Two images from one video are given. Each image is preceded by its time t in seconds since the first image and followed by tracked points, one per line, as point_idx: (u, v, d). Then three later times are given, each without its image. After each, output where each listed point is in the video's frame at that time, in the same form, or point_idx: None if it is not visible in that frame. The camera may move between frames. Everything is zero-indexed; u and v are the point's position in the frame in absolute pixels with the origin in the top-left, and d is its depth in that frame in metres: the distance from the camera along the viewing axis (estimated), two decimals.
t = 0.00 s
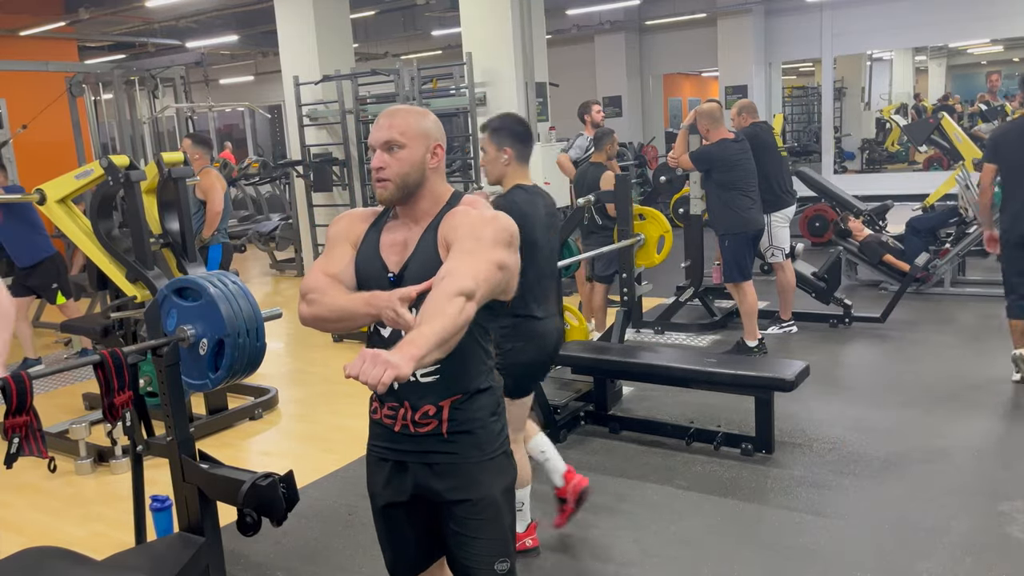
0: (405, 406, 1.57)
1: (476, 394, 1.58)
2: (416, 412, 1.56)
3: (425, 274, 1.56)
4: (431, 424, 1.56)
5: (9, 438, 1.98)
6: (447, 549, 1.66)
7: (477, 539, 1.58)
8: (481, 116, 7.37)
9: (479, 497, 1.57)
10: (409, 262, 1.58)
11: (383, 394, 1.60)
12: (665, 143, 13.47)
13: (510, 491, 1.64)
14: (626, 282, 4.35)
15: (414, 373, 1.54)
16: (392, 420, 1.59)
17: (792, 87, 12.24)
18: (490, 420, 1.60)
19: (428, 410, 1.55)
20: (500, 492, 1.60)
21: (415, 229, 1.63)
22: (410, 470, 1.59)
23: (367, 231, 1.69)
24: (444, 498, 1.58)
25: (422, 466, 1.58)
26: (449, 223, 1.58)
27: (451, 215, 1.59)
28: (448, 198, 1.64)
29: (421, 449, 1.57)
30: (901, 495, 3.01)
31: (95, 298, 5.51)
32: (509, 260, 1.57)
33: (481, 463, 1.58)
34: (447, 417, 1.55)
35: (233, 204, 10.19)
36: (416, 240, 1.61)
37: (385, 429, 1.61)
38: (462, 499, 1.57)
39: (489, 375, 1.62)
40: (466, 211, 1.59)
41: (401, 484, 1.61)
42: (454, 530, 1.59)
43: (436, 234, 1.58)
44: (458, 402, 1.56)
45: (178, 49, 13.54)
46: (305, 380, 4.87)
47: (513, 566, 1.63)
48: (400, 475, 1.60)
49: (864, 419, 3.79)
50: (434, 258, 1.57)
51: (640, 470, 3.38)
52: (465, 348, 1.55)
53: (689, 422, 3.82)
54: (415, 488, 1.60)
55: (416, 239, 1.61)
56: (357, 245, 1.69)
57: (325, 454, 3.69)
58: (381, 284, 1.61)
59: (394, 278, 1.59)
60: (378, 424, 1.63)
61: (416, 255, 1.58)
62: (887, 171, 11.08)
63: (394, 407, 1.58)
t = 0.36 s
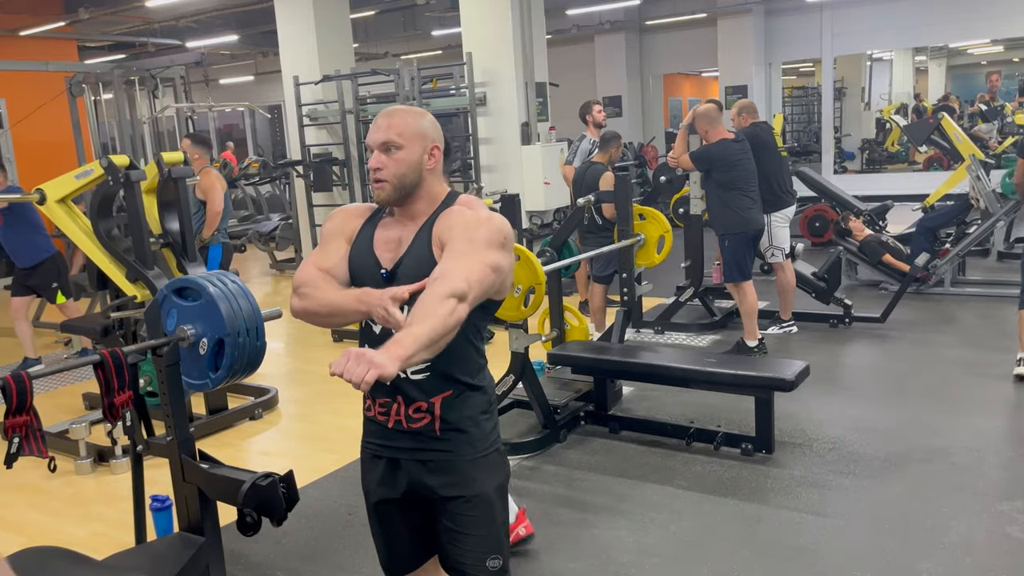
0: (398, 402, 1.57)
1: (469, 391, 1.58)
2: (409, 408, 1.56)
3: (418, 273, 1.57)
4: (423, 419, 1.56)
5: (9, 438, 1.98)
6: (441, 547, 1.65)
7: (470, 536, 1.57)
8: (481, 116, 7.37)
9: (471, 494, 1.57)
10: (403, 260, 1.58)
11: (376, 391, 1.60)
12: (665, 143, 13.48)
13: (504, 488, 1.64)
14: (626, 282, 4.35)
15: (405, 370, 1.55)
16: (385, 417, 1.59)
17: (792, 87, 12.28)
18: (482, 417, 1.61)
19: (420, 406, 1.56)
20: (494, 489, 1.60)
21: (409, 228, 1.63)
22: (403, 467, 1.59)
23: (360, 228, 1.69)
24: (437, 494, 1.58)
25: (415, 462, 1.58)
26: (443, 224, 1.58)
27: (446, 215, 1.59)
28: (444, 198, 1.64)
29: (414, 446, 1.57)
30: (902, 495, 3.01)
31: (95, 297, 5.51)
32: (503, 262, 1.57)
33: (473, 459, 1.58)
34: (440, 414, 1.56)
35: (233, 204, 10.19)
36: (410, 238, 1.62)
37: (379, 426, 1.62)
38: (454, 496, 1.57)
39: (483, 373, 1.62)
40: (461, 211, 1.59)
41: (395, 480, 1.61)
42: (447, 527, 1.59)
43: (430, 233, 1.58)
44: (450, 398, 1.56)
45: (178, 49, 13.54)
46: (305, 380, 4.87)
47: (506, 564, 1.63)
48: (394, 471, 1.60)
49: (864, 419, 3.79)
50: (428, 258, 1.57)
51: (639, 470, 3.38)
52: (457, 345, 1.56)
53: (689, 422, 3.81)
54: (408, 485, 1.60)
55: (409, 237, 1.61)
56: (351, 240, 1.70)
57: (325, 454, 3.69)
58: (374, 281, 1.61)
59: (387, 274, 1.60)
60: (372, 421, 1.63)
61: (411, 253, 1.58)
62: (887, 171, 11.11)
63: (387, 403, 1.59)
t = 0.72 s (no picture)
0: (401, 406, 1.59)
1: (474, 396, 1.57)
2: (411, 413, 1.57)
3: (432, 277, 1.55)
4: (425, 424, 1.56)
5: (9, 438, 1.98)
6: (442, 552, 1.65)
7: (466, 542, 1.57)
8: (481, 116, 7.37)
9: (469, 499, 1.57)
10: (413, 265, 1.58)
11: (380, 394, 1.62)
12: (666, 143, 13.47)
13: (505, 495, 1.63)
14: (626, 283, 4.36)
15: (410, 373, 1.56)
16: (388, 420, 1.61)
17: (792, 87, 12.30)
18: (486, 422, 1.59)
19: (423, 410, 1.56)
20: (494, 494, 1.60)
21: (420, 233, 1.61)
22: (403, 471, 1.60)
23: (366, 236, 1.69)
24: (436, 499, 1.58)
25: (415, 467, 1.58)
26: (461, 233, 1.56)
27: (461, 226, 1.57)
28: (456, 204, 1.63)
29: (415, 450, 1.58)
30: (902, 496, 3.01)
31: (95, 297, 5.51)
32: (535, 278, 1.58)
33: (473, 465, 1.57)
34: (441, 418, 1.56)
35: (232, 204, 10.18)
36: (422, 242, 1.60)
37: (383, 430, 1.63)
38: (454, 502, 1.57)
39: (489, 378, 1.61)
40: (477, 221, 1.58)
41: (395, 484, 1.61)
42: (445, 533, 1.59)
43: (446, 242, 1.56)
44: (453, 403, 1.56)
45: (178, 49, 13.54)
46: (305, 381, 4.87)
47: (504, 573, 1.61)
48: (394, 476, 1.61)
49: (864, 418, 3.79)
50: (443, 266, 1.55)
51: (639, 470, 3.38)
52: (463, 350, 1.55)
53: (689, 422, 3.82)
54: (408, 489, 1.60)
55: (422, 242, 1.60)
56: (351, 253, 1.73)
57: (325, 454, 3.69)
58: (382, 283, 1.61)
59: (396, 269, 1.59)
60: (376, 425, 1.65)
61: (422, 258, 1.57)
62: (887, 171, 11.12)
63: (390, 406, 1.61)
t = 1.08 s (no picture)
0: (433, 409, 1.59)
1: (505, 402, 1.57)
2: (443, 417, 1.58)
3: (463, 279, 1.55)
4: (456, 429, 1.57)
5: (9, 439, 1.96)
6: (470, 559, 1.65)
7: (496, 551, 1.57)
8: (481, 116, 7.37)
9: (498, 507, 1.57)
10: (446, 265, 1.57)
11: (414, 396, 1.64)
12: (665, 143, 13.47)
13: (533, 505, 1.62)
14: (626, 283, 4.36)
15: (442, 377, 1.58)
16: (421, 423, 1.62)
17: (793, 87, 12.31)
18: (518, 430, 1.59)
19: (455, 415, 1.57)
20: (520, 506, 1.59)
21: (456, 232, 1.61)
22: (433, 475, 1.60)
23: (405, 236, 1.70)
24: (465, 505, 1.59)
25: (446, 472, 1.59)
26: (499, 238, 1.55)
27: (502, 226, 1.56)
28: (494, 201, 1.62)
29: (446, 454, 1.58)
30: (902, 496, 3.01)
31: (95, 297, 5.52)
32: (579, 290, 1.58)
33: (502, 473, 1.57)
34: (472, 424, 1.56)
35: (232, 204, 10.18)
36: (458, 241, 1.60)
37: (415, 432, 1.64)
38: (482, 509, 1.57)
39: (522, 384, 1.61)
40: (515, 223, 1.57)
41: (425, 488, 1.62)
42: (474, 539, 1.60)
43: (483, 241, 1.55)
44: (486, 409, 1.56)
45: (178, 49, 13.54)
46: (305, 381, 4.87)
47: None
48: (424, 479, 1.62)
49: (864, 419, 3.79)
50: (475, 269, 1.54)
51: (639, 470, 3.38)
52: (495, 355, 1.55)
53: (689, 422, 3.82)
54: (437, 493, 1.60)
55: (458, 241, 1.60)
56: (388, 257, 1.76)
57: (326, 454, 3.69)
58: (415, 282, 1.62)
59: (429, 269, 1.59)
60: (410, 426, 1.66)
61: (454, 260, 1.56)
62: (887, 171, 11.12)
63: (423, 409, 1.61)
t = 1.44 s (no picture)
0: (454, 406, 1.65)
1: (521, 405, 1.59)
2: (462, 414, 1.63)
3: (473, 284, 1.56)
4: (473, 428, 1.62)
5: (10, 438, 2.14)
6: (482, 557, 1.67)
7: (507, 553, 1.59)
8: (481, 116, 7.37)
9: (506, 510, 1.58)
10: (462, 268, 1.58)
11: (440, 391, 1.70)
12: (665, 143, 13.47)
13: (546, 509, 1.63)
14: (626, 283, 4.37)
15: (459, 377, 1.62)
16: (444, 417, 1.67)
17: (792, 87, 12.32)
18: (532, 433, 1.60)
19: (472, 414, 1.62)
20: (530, 511, 1.60)
21: (479, 232, 1.62)
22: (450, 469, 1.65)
23: (439, 229, 1.72)
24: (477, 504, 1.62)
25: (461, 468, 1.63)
26: (508, 245, 1.52)
27: (518, 229, 1.54)
28: (520, 201, 1.61)
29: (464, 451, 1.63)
30: (902, 496, 3.01)
31: (95, 297, 5.52)
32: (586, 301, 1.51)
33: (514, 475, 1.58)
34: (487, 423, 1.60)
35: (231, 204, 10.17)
36: (479, 241, 1.60)
37: (439, 424, 1.70)
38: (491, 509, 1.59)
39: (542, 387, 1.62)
40: (528, 228, 1.54)
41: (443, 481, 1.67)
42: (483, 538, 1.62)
43: (495, 246, 1.55)
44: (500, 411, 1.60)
45: (178, 50, 13.54)
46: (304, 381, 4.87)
47: None
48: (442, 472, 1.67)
49: (864, 419, 3.79)
50: (485, 272, 1.54)
51: (639, 470, 3.38)
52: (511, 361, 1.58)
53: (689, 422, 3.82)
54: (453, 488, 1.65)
55: (478, 241, 1.60)
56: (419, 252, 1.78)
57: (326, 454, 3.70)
58: (436, 279, 1.64)
59: (447, 273, 1.61)
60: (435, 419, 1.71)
61: (470, 262, 1.57)
62: (887, 171, 11.13)
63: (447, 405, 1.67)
